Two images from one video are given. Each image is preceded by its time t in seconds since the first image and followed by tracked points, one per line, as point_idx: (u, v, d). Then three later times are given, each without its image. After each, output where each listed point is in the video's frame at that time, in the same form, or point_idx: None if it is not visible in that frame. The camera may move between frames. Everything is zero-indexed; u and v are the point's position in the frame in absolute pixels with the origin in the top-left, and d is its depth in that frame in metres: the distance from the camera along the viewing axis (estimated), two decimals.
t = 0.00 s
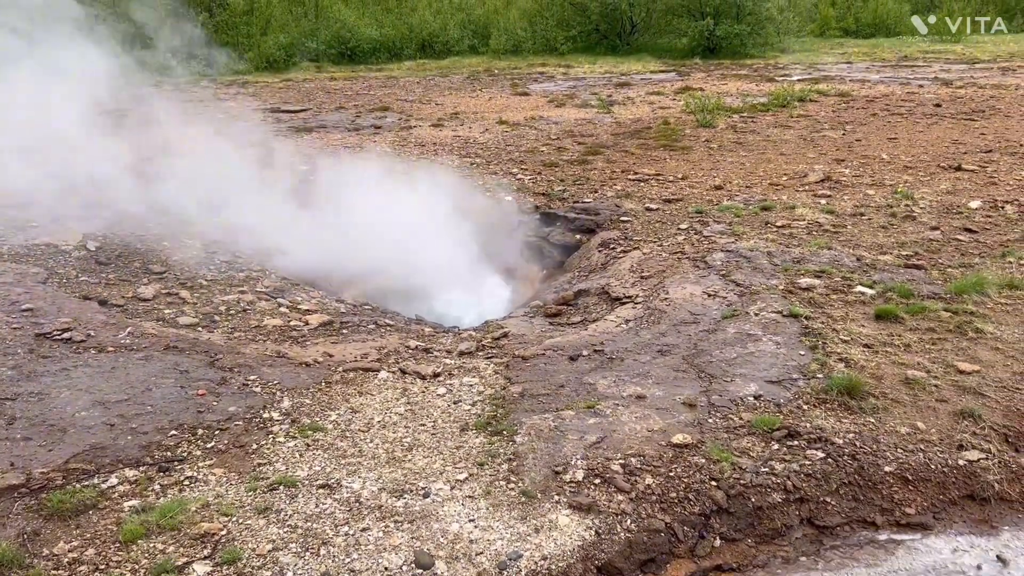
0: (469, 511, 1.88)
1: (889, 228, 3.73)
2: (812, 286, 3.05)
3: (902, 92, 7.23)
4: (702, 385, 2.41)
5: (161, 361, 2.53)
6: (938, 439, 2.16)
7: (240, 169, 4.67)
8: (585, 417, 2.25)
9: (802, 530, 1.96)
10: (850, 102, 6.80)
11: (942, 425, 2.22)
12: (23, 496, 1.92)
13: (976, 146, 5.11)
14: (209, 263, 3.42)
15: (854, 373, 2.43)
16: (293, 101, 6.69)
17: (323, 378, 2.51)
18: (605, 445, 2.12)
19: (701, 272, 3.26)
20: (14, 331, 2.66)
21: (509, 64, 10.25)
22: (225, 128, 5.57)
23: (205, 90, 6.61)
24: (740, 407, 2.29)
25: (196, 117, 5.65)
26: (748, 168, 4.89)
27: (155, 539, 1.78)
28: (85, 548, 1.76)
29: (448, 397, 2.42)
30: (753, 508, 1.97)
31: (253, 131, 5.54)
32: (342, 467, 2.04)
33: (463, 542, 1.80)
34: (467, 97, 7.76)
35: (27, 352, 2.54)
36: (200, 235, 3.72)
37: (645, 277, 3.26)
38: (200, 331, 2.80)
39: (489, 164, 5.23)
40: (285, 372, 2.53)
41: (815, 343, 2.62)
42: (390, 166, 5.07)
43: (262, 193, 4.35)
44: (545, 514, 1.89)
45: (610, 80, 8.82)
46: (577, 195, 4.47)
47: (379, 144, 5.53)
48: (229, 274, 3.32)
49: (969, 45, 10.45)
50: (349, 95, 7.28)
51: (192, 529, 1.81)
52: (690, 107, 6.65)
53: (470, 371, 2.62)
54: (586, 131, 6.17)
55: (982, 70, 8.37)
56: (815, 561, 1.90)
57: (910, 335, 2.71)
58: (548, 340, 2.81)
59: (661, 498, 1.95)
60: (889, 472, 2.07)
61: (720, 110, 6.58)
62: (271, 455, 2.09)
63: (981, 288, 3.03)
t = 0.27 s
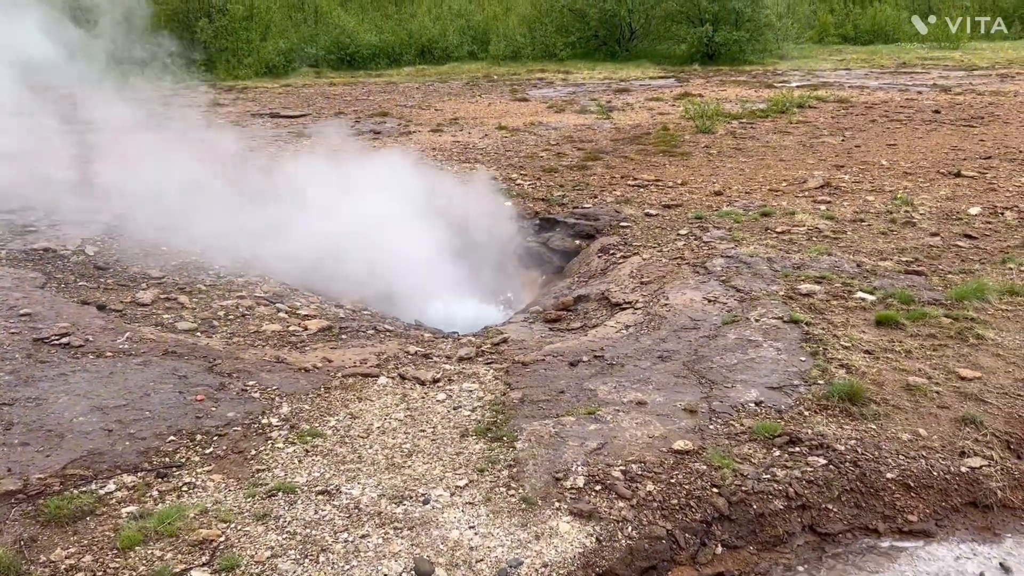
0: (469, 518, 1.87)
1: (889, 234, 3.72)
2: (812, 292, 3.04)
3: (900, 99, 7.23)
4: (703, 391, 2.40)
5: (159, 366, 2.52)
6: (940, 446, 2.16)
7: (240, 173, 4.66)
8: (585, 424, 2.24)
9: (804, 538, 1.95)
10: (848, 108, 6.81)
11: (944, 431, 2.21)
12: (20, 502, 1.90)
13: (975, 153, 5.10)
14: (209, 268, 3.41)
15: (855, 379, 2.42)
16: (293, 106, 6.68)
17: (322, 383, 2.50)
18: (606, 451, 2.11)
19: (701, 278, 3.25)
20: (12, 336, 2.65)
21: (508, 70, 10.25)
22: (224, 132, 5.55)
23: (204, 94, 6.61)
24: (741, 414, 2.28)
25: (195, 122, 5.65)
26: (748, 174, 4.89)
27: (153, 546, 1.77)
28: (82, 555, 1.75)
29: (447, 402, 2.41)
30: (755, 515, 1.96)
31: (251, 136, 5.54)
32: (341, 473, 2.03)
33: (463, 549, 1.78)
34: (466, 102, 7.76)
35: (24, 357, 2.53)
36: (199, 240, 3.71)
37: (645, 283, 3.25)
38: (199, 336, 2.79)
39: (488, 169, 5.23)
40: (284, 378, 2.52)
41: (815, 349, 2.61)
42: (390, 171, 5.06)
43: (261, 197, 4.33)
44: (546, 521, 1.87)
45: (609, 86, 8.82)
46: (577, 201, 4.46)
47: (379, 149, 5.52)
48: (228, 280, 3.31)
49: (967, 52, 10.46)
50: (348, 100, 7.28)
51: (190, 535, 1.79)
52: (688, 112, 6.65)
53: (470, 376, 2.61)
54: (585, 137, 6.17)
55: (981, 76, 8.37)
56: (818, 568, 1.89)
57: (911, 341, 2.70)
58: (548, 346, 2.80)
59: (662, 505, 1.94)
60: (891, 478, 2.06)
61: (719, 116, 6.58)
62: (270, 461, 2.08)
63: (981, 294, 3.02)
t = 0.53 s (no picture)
0: (474, 524, 1.87)
1: (892, 241, 3.72)
2: (816, 298, 3.03)
3: (902, 105, 7.23)
4: (707, 397, 2.39)
5: (162, 371, 2.51)
6: (946, 453, 2.15)
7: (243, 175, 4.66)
8: (590, 430, 2.23)
9: (809, 545, 1.94)
10: (851, 114, 6.81)
11: (950, 439, 2.20)
12: (23, 508, 1.90)
13: (978, 159, 5.10)
14: (211, 273, 3.41)
15: (860, 386, 2.41)
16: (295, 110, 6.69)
17: (325, 389, 2.49)
18: (610, 458, 2.10)
19: (704, 284, 3.24)
20: (15, 341, 2.65)
21: (510, 76, 10.26)
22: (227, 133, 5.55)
23: (207, 98, 6.62)
24: (745, 420, 2.27)
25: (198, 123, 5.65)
26: (750, 180, 4.88)
27: (156, 552, 1.76)
28: (85, 561, 1.74)
29: (451, 408, 2.41)
30: (760, 523, 1.95)
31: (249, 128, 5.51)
32: (345, 479, 2.02)
33: (467, 556, 1.78)
34: (469, 108, 7.76)
35: (27, 362, 2.52)
36: (202, 244, 3.71)
37: (648, 289, 3.24)
38: (202, 341, 2.78)
39: (491, 174, 5.23)
40: (287, 383, 2.51)
41: (820, 356, 2.60)
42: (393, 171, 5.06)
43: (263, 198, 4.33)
44: (551, 528, 1.87)
45: (611, 92, 8.83)
46: (580, 206, 4.46)
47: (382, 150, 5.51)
48: (230, 285, 3.30)
49: (969, 59, 10.45)
50: (351, 105, 7.29)
51: (193, 541, 1.79)
52: (691, 118, 6.65)
53: (473, 382, 2.60)
54: (587, 142, 6.17)
55: (983, 83, 8.37)
56: None
57: (915, 347, 2.70)
58: (551, 351, 2.80)
59: (667, 512, 1.94)
60: (897, 486, 2.05)
61: (721, 122, 6.58)
62: (273, 467, 2.07)
63: (985, 300, 3.01)
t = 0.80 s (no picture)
0: (479, 528, 1.87)
1: (896, 246, 3.71)
2: (821, 303, 3.03)
3: (906, 111, 7.22)
4: (712, 402, 2.39)
5: (167, 374, 2.52)
6: (952, 458, 2.14)
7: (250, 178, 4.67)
8: (595, 434, 2.23)
9: (815, 550, 1.94)
10: (854, 119, 6.81)
11: (955, 444, 2.20)
12: (29, 510, 1.90)
13: (983, 165, 5.09)
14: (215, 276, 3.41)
15: (865, 391, 2.40)
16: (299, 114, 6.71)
17: (329, 392, 2.49)
18: (616, 462, 2.10)
19: (708, 288, 3.24)
20: (20, 343, 2.65)
21: (513, 80, 10.27)
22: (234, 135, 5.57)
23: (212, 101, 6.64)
24: (751, 425, 2.27)
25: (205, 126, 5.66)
26: (754, 185, 4.88)
27: (161, 555, 1.76)
28: (90, 563, 1.74)
29: (455, 412, 2.40)
30: (766, 528, 1.95)
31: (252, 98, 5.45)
32: (350, 482, 2.02)
33: (473, 559, 1.78)
34: (472, 112, 7.77)
35: (32, 364, 2.53)
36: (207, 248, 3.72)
37: (652, 293, 3.24)
38: (206, 345, 2.78)
39: (495, 178, 5.24)
40: (292, 386, 2.51)
41: (825, 360, 2.60)
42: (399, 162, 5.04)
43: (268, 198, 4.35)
44: (556, 532, 1.86)
45: (614, 96, 8.83)
46: (583, 211, 4.46)
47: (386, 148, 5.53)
48: (234, 289, 3.30)
49: (972, 64, 10.44)
50: (355, 110, 7.30)
51: (198, 544, 1.79)
52: (694, 123, 6.65)
53: (478, 386, 2.60)
54: (590, 147, 6.18)
55: (986, 89, 8.36)
56: None
57: (920, 352, 2.69)
58: (556, 356, 2.80)
59: (673, 517, 1.93)
60: (903, 491, 2.04)
61: (725, 126, 6.58)
62: (278, 471, 2.07)
63: (990, 305, 3.01)
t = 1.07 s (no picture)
0: (483, 531, 1.86)
1: (900, 249, 3.71)
2: (824, 307, 3.03)
3: (909, 114, 7.22)
4: (716, 405, 2.39)
5: (171, 375, 2.52)
6: (956, 462, 2.14)
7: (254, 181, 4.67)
8: (598, 437, 2.23)
9: (819, 554, 1.94)
10: (858, 123, 6.80)
11: (960, 448, 2.19)
12: (32, 511, 1.90)
13: (986, 168, 5.08)
14: (217, 278, 3.41)
15: (869, 395, 2.40)
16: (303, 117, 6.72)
17: (333, 395, 2.49)
18: (619, 465, 2.10)
19: (711, 292, 3.24)
20: (24, 345, 2.65)
21: (516, 83, 10.28)
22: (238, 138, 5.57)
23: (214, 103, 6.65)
24: (755, 428, 2.27)
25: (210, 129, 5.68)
26: (758, 189, 4.87)
27: (165, 557, 1.76)
28: (94, 565, 1.74)
29: (458, 415, 2.40)
30: (770, 531, 1.95)
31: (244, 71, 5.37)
32: (353, 484, 2.02)
33: (477, 562, 1.77)
34: (475, 115, 7.78)
35: (36, 366, 2.53)
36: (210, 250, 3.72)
37: (655, 297, 3.24)
38: (210, 347, 2.79)
39: (498, 181, 5.24)
40: (295, 388, 2.51)
41: (828, 364, 2.59)
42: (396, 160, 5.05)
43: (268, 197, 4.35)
44: (560, 535, 1.86)
45: (617, 100, 8.83)
46: (587, 214, 4.46)
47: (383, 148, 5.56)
48: (236, 291, 3.30)
49: (975, 68, 10.43)
50: (357, 112, 7.31)
51: (202, 546, 1.79)
52: (697, 127, 6.65)
53: (481, 389, 2.60)
54: (593, 150, 6.18)
55: (989, 93, 8.35)
56: None
57: (924, 356, 2.69)
58: (559, 358, 2.79)
59: (677, 520, 1.93)
60: (907, 495, 2.04)
61: (728, 130, 6.58)
62: (282, 473, 2.07)
63: (994, 309, 3.01)
